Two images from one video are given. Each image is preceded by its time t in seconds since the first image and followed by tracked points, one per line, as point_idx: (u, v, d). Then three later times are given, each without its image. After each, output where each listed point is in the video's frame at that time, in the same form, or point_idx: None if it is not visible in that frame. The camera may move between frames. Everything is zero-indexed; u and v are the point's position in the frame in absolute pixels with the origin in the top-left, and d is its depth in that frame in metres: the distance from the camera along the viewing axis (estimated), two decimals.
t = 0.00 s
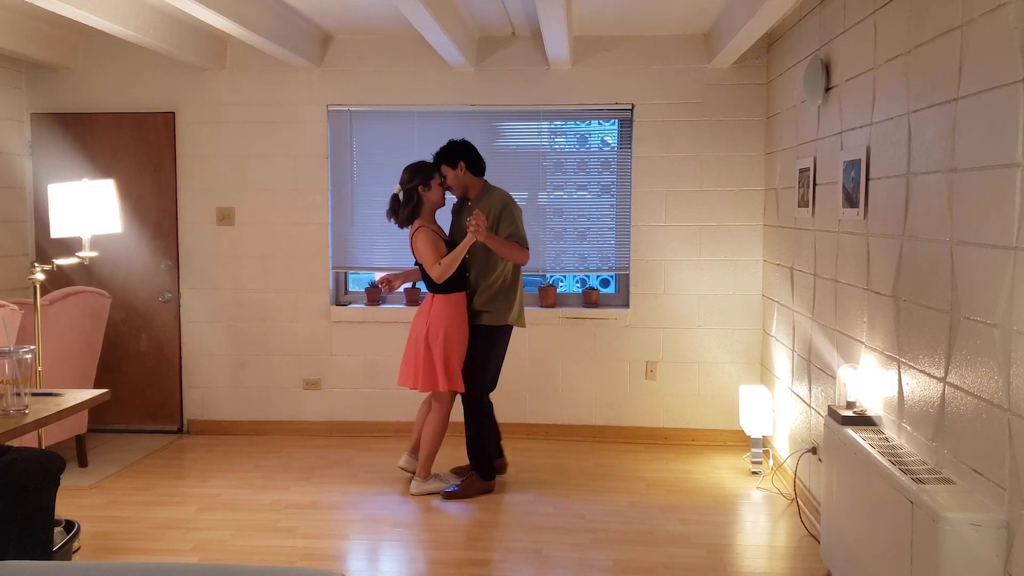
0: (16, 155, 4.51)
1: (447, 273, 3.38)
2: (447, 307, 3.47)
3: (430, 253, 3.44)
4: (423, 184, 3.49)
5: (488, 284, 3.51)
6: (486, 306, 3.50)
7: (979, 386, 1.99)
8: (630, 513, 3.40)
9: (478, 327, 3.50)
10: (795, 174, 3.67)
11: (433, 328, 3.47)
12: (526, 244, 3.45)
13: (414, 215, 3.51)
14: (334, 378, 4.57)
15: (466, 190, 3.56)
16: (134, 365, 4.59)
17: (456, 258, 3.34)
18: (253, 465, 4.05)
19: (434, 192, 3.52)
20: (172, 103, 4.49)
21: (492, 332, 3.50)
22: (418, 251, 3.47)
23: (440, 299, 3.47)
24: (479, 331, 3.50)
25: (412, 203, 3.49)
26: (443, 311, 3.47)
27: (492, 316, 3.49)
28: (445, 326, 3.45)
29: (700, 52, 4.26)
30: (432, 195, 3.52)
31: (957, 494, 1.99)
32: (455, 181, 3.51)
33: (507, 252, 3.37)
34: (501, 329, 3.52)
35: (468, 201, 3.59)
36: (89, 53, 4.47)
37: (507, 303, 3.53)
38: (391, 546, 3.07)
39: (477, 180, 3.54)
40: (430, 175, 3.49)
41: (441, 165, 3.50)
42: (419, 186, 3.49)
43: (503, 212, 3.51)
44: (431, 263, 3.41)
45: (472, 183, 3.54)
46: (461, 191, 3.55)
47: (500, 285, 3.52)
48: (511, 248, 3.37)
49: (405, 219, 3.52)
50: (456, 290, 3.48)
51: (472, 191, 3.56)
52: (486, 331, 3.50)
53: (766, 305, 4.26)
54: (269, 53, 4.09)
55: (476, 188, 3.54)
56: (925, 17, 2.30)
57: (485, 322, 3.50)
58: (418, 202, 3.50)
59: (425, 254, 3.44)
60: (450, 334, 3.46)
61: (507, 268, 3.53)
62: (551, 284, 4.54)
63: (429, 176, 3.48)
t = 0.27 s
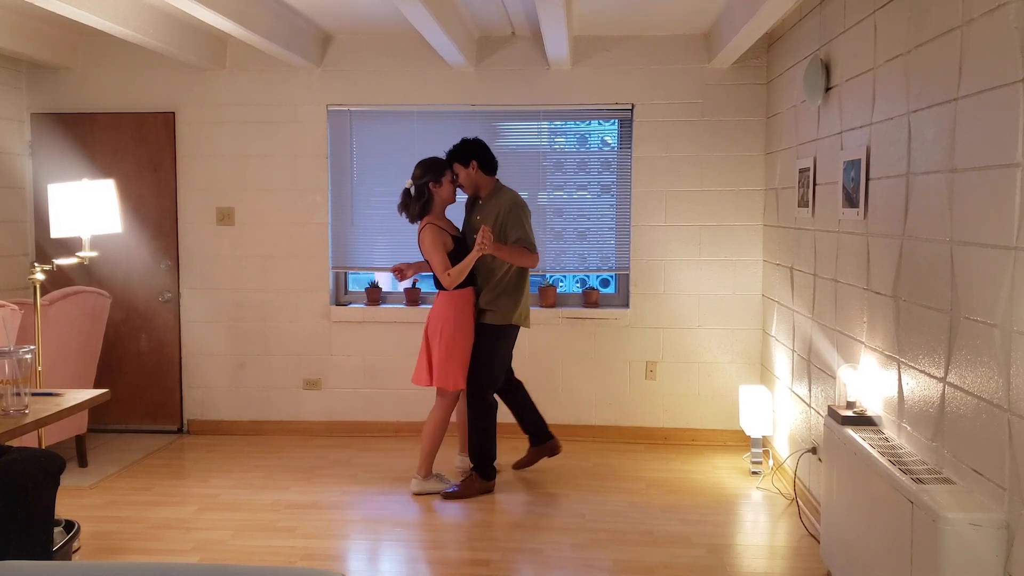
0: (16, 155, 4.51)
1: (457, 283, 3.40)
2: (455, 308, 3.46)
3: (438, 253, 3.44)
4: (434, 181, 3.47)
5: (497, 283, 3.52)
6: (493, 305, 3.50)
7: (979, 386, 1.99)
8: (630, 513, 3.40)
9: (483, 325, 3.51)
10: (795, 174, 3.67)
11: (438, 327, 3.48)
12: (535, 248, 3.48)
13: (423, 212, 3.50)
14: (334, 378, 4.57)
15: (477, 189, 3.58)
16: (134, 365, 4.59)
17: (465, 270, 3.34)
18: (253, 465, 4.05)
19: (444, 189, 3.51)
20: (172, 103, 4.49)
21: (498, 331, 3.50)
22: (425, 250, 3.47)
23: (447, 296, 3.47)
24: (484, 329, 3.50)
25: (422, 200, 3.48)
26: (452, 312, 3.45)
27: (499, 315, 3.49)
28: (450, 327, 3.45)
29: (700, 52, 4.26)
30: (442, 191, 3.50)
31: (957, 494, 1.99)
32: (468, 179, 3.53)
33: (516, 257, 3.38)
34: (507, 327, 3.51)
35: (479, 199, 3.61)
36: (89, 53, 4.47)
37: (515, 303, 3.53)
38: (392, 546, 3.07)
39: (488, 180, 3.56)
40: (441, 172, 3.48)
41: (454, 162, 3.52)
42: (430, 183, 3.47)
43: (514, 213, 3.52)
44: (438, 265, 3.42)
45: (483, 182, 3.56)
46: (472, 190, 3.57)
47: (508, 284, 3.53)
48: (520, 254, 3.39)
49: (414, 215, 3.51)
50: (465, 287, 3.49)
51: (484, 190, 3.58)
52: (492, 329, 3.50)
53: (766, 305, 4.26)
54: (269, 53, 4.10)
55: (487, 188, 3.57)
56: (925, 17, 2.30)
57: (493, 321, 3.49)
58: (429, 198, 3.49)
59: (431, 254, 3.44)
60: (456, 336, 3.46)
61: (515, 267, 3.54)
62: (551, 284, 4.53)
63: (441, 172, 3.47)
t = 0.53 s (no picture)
0: (16, 155, 4.51)
1: (471, 294, 3.48)
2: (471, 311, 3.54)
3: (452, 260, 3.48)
4: (452, 188, 3.49)
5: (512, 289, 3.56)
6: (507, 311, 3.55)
7: (979, 386, 1.99)
8: (630, 513, 3.40)
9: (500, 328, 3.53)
10: (795, 174, 3.67)
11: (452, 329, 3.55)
12: (552, 260, 3.53)
13: (439, 217, 3.52)
14: (334, 378, 4.57)
15: (496, 198, 3.60)
16: (134, 365, 4.59)
17: (478, 285, 3.42)
18: (253, 465, 4.05)
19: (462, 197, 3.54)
20: (172, 103, 4.48)
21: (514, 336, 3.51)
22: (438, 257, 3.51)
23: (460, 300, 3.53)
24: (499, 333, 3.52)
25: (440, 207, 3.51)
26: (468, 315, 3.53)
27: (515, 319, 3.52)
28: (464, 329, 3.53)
29: (700, 52, 4.26)
30: (459, 199, 3.53)
31: (957, 495, 1.99)
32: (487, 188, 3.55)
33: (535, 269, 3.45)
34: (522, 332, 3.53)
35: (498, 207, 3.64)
36: (89, 53, 4.47)
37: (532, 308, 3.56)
38: (392, 546, 3.07)
39: (507, 190, 3.58)
40: (460, 179, 3.50)
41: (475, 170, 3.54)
42: (448, 189, 3.49)
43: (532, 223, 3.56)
44: (450, 273, 3.48)
45: (502, 191, 3.58)
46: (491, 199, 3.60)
47: (525, 291, 3.55)
48: (538, 267, 3.45)
49: (430, 220, 3.53)
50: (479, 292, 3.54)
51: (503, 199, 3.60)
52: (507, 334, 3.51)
53: (766, 305, 4.26)
54: (269, 53, 4.10)
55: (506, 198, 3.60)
56: (925, 18, 2.30)
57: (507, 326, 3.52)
58: (445, 205, 3.50)
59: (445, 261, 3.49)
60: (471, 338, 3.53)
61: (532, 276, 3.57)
62: (551, 284, 4.53)
63: (458, 180, 3.49)
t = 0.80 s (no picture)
0: (16, 155, 4.51)
1: (487, 296, 3.49)
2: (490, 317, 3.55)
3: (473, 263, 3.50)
4: (470, 193, 3.53)
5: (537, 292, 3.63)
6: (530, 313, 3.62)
7: (979, 386, 1.99)
8: (630, 513, 3.40)
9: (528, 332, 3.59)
10: (796, 174, 3.67)
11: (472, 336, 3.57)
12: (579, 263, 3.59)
13: (460, 222, 3.55)
14: (334, 378, 4.57)
15: (519, 203, 3.66)
16: (134, 365, 4.59)
17: (497, 287, 3.44)
18: (253, 465, 4.05)
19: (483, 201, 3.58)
20: (172, 103, 4.48)
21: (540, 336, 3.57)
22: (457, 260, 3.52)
23: (476, 305, 3.55)
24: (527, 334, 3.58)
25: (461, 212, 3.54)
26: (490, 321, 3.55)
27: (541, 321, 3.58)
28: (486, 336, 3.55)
29: (700, 51, 4.26)
30: (477, 203, 3.56)
31: (957, 495, 1.99)
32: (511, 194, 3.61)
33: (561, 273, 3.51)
34: (549, 333, 3.58)
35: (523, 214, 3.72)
36: (89, 53, 4.47)
37: (557, 308, 3.61)
38: (392, 546, 3.07)
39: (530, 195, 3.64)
40: (479, 184, 3.53)
41: (500, 177, 3.60)
42: (466, 194, 3.53)
43: (556, 228, 3.64)
44: (468, 277, 3.49)
45: (526, 197, 3.64)
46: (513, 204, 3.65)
47: (550, 294, 3.61)
48: (566, 271, 3.52)
49: (450, 224, 3.56)
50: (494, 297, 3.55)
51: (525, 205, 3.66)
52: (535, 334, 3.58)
53: (766, 305, 4.26)
54: (269, 53, 4.10)
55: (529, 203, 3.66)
56: (925, 18, 2.30)
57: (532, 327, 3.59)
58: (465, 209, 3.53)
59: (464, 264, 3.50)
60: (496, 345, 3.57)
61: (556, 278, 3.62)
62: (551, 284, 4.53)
63: (477, 185, 3.52)
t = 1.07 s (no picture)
0: (16, 155, 4.51)
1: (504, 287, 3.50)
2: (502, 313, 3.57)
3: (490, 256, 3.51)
4: (484, 187, 3.56)
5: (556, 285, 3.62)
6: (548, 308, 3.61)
7: (979, 386, 1.99)
8: (630, 513, 3.40)
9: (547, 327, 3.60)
10: (796, 174, 3.67)
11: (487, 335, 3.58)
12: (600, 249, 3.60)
13: (476, 215, 3.56)
14: (333, 378, 4.57)
15: (530, 198, 3.67)
16: (134, 365, 4.59)
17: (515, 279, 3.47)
18: (253, 465, 4.05)
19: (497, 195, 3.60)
20: (172, 103, 4.48)
21: (562, 329, 3.58)
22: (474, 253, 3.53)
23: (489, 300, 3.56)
24: (549, 331, 3.59)
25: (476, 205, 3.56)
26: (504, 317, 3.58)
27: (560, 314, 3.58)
28: (506, 331, 3.57)
29: (700, 51, 4.26)
30: (492, 198, 3.59)
31: (957, 495, 1.99)
32: (524, 187, 3.62)
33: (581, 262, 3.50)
34: (570, 325, 3.59)
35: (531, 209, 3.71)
36: (89, 53, 4.47)
37: (574, 299, 3.61)
38: (392, 546, 3.06)
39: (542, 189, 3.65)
40: (492, 178, 3.56)
41: (509, 172, 3.61)
42: (480, 188, 3.56)
43: (571, 219, 3.66)
44: (485, 270, 3.49)
45: (536, 191, 3.65)
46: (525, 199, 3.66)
47: (567, 285, 3.61)
48: (585, 258, 3.51)
49: (465, 220, 3.58)
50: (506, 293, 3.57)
51: (536, 199, 3.67)
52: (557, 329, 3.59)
53: (766, 305, 4.26)
54: (269, 53, 4.09)
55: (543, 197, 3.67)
56: (925, 18, 2.30)
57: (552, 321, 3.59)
58: (480, 203, 3.56)
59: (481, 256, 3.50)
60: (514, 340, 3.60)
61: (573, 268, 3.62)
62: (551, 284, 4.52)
63: (491, 179, 3.55)
